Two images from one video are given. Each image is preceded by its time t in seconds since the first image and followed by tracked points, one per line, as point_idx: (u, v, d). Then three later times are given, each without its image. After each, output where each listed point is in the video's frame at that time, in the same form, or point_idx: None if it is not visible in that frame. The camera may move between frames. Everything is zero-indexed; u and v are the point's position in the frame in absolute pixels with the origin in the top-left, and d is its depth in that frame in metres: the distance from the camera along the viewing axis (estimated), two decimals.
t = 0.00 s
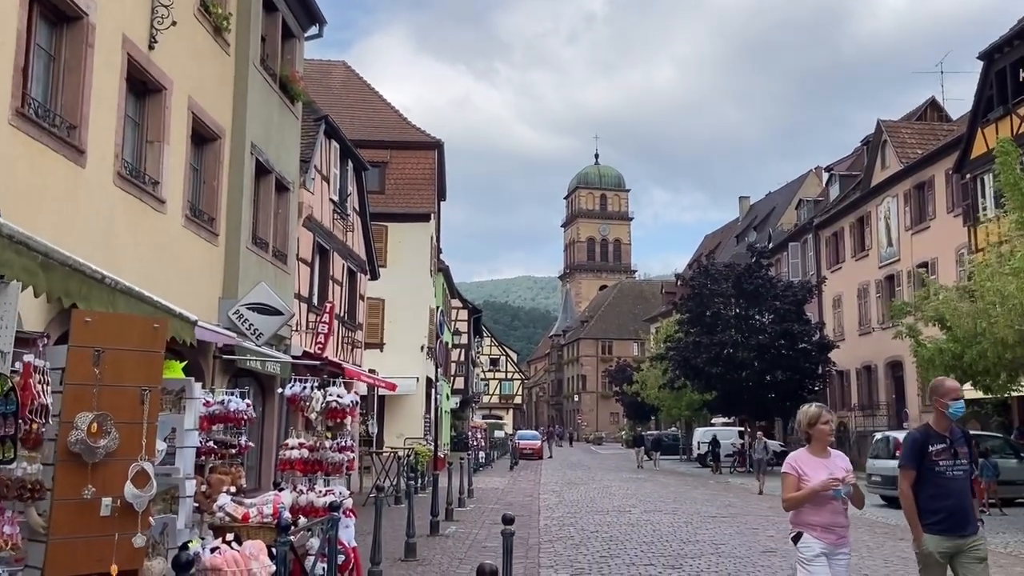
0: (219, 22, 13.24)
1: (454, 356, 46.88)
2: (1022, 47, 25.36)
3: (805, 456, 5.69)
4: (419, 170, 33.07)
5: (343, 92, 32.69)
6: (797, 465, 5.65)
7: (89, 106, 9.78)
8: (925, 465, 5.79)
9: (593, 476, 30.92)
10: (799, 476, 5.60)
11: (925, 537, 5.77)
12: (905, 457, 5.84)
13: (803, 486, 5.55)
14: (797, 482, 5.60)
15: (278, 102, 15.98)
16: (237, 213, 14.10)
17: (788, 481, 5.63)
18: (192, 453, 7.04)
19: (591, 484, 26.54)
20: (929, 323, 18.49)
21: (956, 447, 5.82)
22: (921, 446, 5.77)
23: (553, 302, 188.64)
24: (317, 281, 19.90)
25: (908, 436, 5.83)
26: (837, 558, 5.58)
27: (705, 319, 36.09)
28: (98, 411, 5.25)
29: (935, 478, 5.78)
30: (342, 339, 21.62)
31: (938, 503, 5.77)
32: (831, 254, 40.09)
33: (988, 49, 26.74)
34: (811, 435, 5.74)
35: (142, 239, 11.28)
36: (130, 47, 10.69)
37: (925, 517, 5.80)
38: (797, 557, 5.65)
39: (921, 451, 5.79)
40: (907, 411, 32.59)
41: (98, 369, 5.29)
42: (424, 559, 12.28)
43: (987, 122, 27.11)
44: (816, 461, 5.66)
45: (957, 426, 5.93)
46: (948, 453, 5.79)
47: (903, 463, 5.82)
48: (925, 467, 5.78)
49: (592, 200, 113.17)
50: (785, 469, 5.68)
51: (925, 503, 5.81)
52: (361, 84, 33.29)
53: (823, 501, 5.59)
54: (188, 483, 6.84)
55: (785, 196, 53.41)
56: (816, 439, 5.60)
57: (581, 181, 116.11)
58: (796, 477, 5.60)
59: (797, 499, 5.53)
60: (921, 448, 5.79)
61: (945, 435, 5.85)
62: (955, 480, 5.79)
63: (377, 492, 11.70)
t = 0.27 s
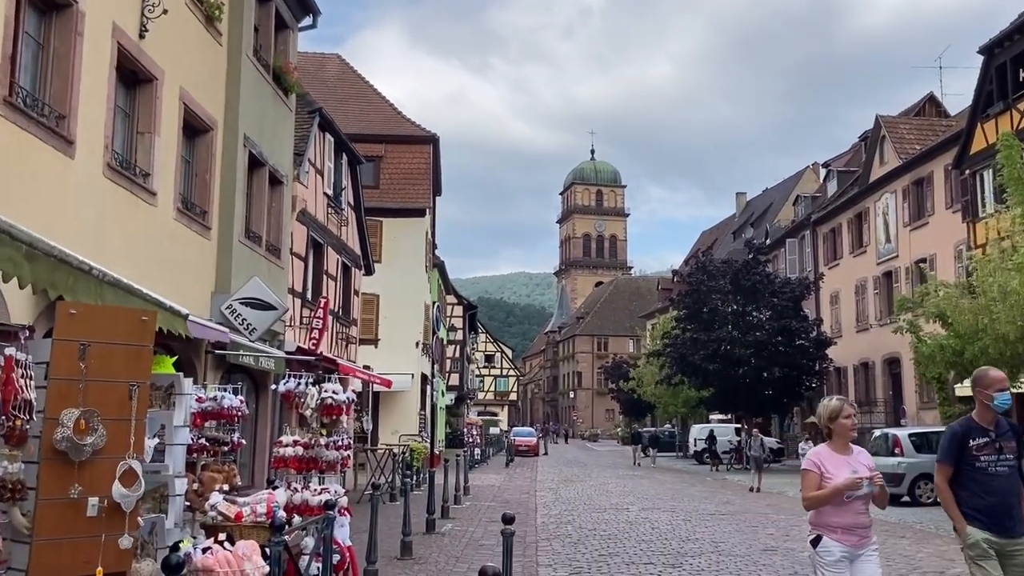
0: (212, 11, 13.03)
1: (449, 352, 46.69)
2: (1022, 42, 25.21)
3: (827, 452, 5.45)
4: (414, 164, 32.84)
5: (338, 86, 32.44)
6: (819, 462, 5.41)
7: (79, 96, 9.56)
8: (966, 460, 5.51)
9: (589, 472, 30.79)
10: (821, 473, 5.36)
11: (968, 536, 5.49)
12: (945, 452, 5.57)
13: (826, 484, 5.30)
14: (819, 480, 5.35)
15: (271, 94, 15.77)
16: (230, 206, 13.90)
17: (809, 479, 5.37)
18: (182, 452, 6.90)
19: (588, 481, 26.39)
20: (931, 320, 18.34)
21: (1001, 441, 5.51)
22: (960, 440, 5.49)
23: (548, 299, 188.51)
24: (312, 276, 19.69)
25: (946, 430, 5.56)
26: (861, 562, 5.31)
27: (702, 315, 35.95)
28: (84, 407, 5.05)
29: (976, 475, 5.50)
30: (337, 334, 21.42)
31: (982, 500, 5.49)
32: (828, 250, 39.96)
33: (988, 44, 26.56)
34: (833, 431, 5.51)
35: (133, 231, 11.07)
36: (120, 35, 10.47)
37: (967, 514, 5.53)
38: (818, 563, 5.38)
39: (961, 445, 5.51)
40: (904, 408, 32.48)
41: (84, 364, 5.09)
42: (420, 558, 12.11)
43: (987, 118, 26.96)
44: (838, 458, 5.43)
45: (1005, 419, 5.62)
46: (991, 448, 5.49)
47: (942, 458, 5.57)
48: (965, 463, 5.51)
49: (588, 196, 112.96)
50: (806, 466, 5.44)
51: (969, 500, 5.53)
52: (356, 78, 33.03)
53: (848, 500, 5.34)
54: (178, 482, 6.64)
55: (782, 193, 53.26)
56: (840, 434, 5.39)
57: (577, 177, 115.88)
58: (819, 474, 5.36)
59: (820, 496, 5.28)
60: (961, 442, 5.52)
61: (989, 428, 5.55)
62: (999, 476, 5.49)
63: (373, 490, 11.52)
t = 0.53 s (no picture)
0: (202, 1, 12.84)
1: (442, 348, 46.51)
2: (1018, 37, 25.15)
3: (857, 450, 5.24)
4: (407, 160, 32.65)
5: (332, 82, 32.26)
6: (848, 461, 5.19)
7: (66, 84, 9.37)
8: (1007, 462, 5.26)
9: (583, 469, 30.65)
10: (852, 474, 5.14)
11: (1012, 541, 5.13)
12: (984, 454, 5.30)
13: (857, 488, 5.09)
14: (850, 482, 5.13)
15: (263, 87, 15.58)
16: (221, 199, 13.71)
17: (839, 479, 5.16)
18: (170, 446, 6.71)
19: (581, 478, 26.25)
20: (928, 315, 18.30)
21: None
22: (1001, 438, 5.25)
23: (541, 296, 188.47)
24: (304, 270, 19.51)
25: (987, 428, 5.31)
26: (891, 569, 5.15)
27: (697, 312, 35.83)
28: (67, 398, 4.88)
29: (1017, 475, 5.23)
30: (330, 330, 21.25)
31: None
32: (822, 247, 39.89)
33: (984, 39, 26.45)
34: (863, 429, 5.29)
35: (122, 223, 10.88)
36: (109, 24, 10.28)
37: (1009, 518, 5.18)
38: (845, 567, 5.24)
39: (1001, 444, 5.26)
40: (899, 405, 32.40)
41: (66, 353, 4.93)
42: (414, 555, 11.94)
43: (982, 113, 26.89)
44: (868, 457, 5.21)
45: None
46: None
47: (981, 459, 5.30)
48: (1007, 463, 5.25)
49: (581, 193, 112.79)
50: (835, 465, 5.22)
51: (1010, 505, 5.20)
52: (349, 72, 32.84)
53: (879, 502, 5.14)
54: (165, 477, 6.49)
55: (775, 190, 53.17)
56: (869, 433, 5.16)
57: (570, 174, 115.71)
58: (850, 474, 5.14)
59: (852, 500, 5.07)
60: (1000, 441, 5.27)
61: None
62: None
63: (367, 486, 11.35)
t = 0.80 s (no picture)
0: None
1: (434, 346, 46.31)
2: (1013, 33, 25.09)
3: (898, 443, 4.89)
4: (399, 155, 32.41)
5: (323, 76, 32.01)
6: (891, 454, 4.83)
7: (51, 74, 9.14)
8: None
9: (576, 467, 30.50)
10: (894, 469, 4.78)
11: None
12: None
13: (901, 484, 4.73)
14: (892, 477, 4.78)
15: (253, 79, 15.35)
16: (211, 192, 13.48)
17: (880, 474, 4.80)
18: (156, 443, 6.50)
19: (574, 475, 26.10)
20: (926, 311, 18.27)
21: None
22: None
23: (532, 293, 188.34)
24: (295, 266, 19.27)
25: None
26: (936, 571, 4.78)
27: (690, 309, 35.71)
28: (44, 392, 4.69)
29: None
30: (321, 326, 21.02)
31: None
32: (815, 244, 39.81)
33: (979, 35, 26.39)
34: (903, 421, 4.94)
35: (109, 216, 10.65)
36: (95, 12, 10.04)
37: None
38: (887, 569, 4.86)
39: None
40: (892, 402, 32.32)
41: (44, 344, 4.73)
42: (407, 553, 11.74)
43: (977, 110, 26.83)
44: (911, 450, 4.86)
45: None
46: None
47: None
48: None
49: (573, 191, 112.64)
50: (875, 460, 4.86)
51: None
52: (340, 67, 32.58)
53: (923, 500, 4.79)
54: (152, 475, 6.29)
55: (768, 187, 53.09)
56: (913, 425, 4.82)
57: (562, 172, 115.56)
58: (892, 469, 4.78)
59: (895, 497, 4.71)
60: None
61: None
62: None
63: (359, 483, 11.14)
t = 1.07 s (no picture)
0: None
1: (424, 342, 46.11)
2: (1006, 30, 25.04)
3: (937, 447, 4.62)
4: (389, 151, 32.18)
5: (312, 71, 31.75)
6: (930, 459, 4.56)
7: (34, 65, 8.90)
8: None
9: (568, 464, 30.38)
10: (935, 475, 4.51)
11: None
12: None
13: (944, 490, 4.46)
14: (932, 484, 4.51)
15: (242, 72, 15.12)
16: (199, 187, 13.26)
17: (920, 481, 4.53)
18: (141, 442, 6.33)
19: (566, 473, 25.96)
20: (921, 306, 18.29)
21: None
22: None
23: (522, 290, 188.23)
24: (284, 262, 19.05)
25: None
26: None
27: (681, 306, 35.61)
28: (20, 392, 4.49)
29: None
30: (310, 323, 20.82)
31: None
32: (806, 240, 39.76)
33: (971, 31, 26.34)
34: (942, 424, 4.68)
35: (95, 211, 10.42)
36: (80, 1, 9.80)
37: None
38: None
39: None
40: (884, 399, 32.29)
41: (20, 340, 4.51)
42: (398, 553, 11.58)
43: (969, 106, 26.77)
44: (950, 454, 4.59)
45: None
46: None
47: None
48: None
49: (563, 187, 112.49)
50: (913, 465, 4.59)
51: None
52: (330, 62, 32.31)
53: (965, 507, 4.52)
54: (136, 475, 6.11)
55: (759, 183, 53.04)
56: (952, 428, 4.56)
57: (552, 168, 115.38)
58: (932, 475, 4.51)
59: (935, 504, 4.44)
60: None
61: None
62: None
63: (349, 483, 10.98)
